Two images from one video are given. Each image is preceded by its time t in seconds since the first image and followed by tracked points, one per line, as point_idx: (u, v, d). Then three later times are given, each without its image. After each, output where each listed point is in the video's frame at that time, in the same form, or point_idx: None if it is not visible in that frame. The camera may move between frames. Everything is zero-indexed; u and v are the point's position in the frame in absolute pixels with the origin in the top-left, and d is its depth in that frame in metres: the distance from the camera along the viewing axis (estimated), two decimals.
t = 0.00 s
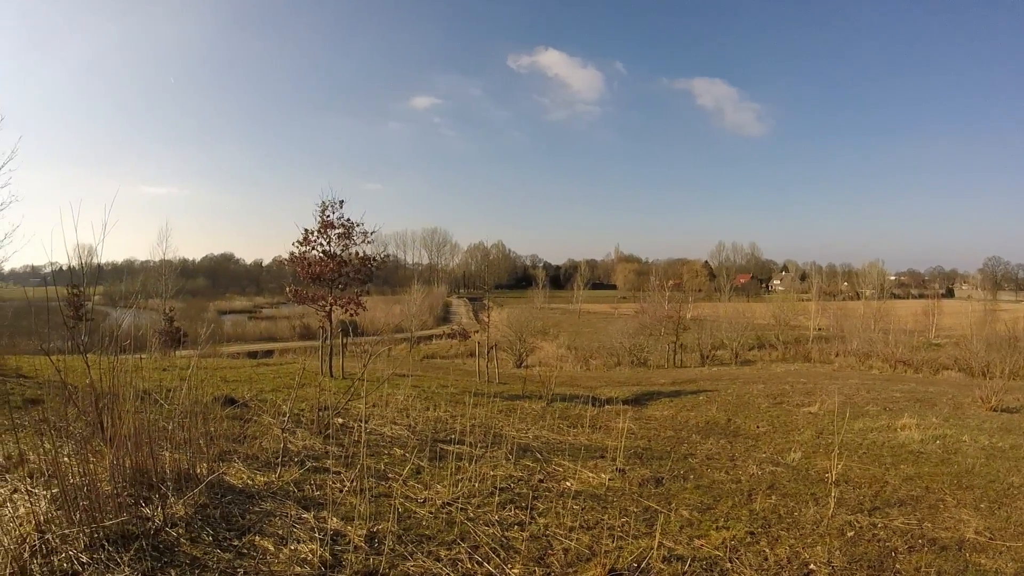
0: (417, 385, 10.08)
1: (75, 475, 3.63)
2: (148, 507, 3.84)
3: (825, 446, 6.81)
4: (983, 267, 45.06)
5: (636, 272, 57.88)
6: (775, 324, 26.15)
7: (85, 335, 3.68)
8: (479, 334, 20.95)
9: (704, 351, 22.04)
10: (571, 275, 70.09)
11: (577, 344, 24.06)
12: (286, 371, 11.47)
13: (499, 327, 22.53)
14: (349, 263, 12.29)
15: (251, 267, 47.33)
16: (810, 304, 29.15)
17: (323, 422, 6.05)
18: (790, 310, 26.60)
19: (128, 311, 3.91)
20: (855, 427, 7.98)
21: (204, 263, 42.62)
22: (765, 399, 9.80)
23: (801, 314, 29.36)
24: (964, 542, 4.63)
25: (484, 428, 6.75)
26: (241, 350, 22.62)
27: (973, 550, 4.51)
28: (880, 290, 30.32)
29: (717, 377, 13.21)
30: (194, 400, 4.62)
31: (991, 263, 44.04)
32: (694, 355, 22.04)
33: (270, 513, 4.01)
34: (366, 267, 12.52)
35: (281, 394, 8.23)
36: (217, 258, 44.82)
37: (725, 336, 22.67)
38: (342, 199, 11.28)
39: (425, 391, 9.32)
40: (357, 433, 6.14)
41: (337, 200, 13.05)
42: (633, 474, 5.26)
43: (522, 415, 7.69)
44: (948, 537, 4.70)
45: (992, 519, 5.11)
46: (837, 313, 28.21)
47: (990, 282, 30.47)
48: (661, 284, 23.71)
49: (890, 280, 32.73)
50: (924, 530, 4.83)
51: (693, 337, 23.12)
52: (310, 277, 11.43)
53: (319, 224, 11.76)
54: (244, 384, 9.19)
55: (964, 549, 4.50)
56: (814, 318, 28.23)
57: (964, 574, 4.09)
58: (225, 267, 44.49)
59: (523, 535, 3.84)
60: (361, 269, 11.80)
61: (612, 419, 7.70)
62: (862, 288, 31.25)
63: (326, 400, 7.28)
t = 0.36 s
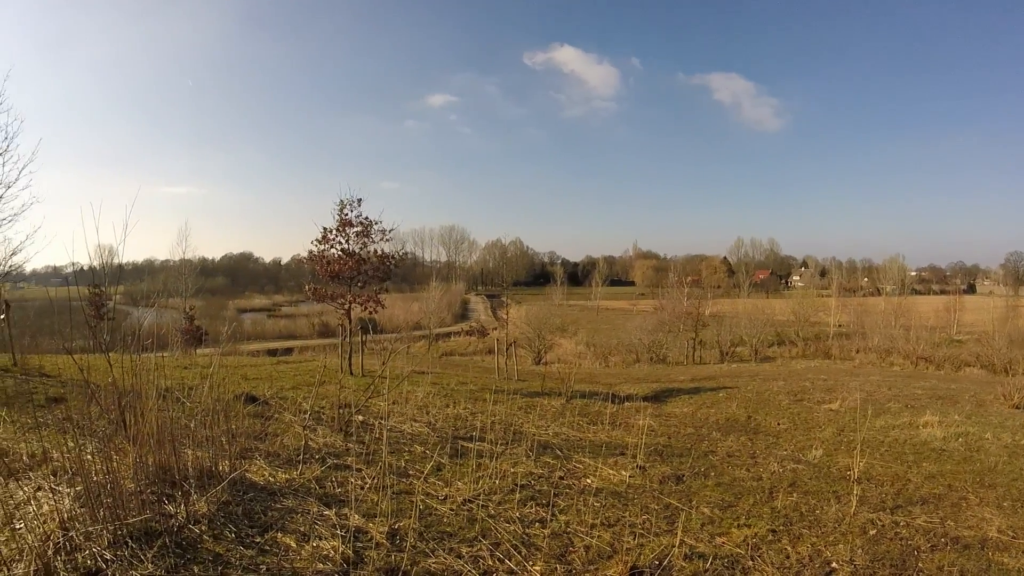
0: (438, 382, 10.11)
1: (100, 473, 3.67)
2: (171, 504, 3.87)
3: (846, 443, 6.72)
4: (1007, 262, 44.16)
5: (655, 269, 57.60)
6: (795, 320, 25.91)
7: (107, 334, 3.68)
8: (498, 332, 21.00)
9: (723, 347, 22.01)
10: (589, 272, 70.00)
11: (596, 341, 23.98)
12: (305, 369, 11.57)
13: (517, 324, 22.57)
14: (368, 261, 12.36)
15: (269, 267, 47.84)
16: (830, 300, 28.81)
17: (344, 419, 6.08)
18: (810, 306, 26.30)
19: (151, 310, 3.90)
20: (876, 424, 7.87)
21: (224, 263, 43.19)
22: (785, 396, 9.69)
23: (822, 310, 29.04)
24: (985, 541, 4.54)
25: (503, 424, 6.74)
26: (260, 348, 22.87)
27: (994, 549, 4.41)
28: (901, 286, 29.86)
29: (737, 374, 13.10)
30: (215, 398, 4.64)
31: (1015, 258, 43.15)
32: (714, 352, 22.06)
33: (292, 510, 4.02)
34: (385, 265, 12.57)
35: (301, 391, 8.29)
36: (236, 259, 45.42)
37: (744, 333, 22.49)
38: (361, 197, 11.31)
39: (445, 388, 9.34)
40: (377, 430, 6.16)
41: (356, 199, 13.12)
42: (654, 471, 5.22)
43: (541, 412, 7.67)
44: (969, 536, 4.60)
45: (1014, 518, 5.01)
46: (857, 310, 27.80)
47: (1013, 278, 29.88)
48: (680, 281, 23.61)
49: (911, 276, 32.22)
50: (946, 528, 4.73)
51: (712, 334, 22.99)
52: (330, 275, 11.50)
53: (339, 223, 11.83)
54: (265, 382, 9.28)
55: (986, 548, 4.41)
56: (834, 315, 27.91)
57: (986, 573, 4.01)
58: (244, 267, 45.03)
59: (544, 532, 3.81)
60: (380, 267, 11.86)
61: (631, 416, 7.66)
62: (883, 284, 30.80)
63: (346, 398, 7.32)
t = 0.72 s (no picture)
0: (454, 384, 10.11)
1: (117, 474, 3.69)
2: (187, 506, 3.88)
3: (864, 447, 6.63)
4: None
5: (672, 270, 57.24)
6: (813, 321, 25.69)
7: (125, 336, 3.69)
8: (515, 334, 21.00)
9: (739, 349, 21.90)
10: (604, 273, 69.67)
11: (612, 343, 23.89)
12: (322, 371, 11.62)
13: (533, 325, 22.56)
14: (384, 264, 12.41)
15: (286, 270, 48.31)
16: (848, 301, 28.53)
17: (361, 421, 6.10)
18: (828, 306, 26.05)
19: (167, 313, 3.93)
20: (893, 428, 7.76)
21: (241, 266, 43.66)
22: (801, 398, 9.60)
23: (839, 311, 28.76)
24: (1004, 546, 4.44)
25: (519, 427, 6.72)
26: (276, 350, 23.03)
27: (1013, 554, 4.32)
28: (918, 286, 29.49)
29: (754, 376, 12.98)
30: (232, 400, 4.66)
31: None
32: (731, 353, 21.99)
33: (308, 512, 4.02)
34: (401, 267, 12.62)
35: (318, 394, 8.32)
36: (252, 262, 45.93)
37: (761, 334, 22.35)
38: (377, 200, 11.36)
39: (461, 390, 9.35)
40: (393, 433, 6.16)
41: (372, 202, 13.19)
42: (670, 475, 5.17)
43: (557, 414, 7.65)
44: (987, 541, 4.52)
45: None
46: (875, 310, 27.45)
47: None
48: (696, 282, 23.50)
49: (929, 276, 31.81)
50: (964, 533, 4.64)
51: (729, 335, 22.89)
52: (346, 278, 11.55)
53: (355, 226, 11.89)
54: (281, 384, 9.33)
55: (1004, 553, 4.32)
56: (851, 316, 27.64)
57: None
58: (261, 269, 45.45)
59: (560, 536, 3.79)
60: (397, 269, 11.91)
61: (648, 419, 7.62)
62: (901, 284, 30.45)
63: (363, 400, 7.35)
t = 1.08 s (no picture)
0: (482, 390, 10.09)
1: (150, 471, 3.74)
2: (218, 504, 3.92)
3: (898, 461, 6.44)
4: None
5: (704, 277, 56.36)
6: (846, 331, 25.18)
7: (158, 336, 3.72)
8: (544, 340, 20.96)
9: (771, 358, 21.50)
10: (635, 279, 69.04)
11: (641, 350, 23.68)
12: (351, 374, 11.73)
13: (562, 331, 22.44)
14: (415, 268, 12.51)
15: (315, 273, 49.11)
16: (881, 310, 27.89)
17: (391, 424, 6.12)
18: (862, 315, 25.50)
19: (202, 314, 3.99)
20: (928, 441, 7.53)
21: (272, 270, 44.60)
22: (834, 410, 9.38)
23: (871, 320, 28.15)
24: None
25: (549, 434, 6.68)
26: (305, 352, 23.34)
27: None
28: (953, 295, 28.69)
29: (785, 386, 12.76)
30: (264, 401, 4.70)
31: None
32: (762, 363, 21.68)
33: (337, 514, 4.03)
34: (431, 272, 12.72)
35: (348, 397, 8.39)
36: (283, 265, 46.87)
37: (794, 343, 22.00)
38: (408, 206, 11.51)
39: (489, 396, 9.33)
40: (423, 437, 6.18)
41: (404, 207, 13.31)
42: (701, 486, 5.08)
43: (587, 422, 7.59)
44: None
45: None
46: (910, 320, 26.70)
47: None
48: (727, 289, 23.27)
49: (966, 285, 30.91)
50: (1000, 552, 4.46)
51: (760, 343, 22.58)
52: (377, 282, 11.70)
53: (387, 230, 12.03)
54: (310, 386, 9.44)
55: None
56: (885, 325, 27.02)
57: None
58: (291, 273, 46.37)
59: (589, 545, 3.74)
60: (427, 274, 12.00)
61: (678, 428, 7.52)
62: (935, 292, 29.65)
63: (392, 404, 7.39)
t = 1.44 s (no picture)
0: (521, 399, 10.06)
1: (191, 471, 3.81)
2: (256, 506, 3.96)
3: (944, 478, 6.21)
4: None
5: (743, 287, 55.25)
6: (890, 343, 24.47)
7: (200, 339, 3.79)
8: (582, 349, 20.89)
9: (813, 370, 20.98)
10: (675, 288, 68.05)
11: (681, 360, 23.41)
12: (390, 380, 11.87)
13: (600, 340, 22.27)
14: (455, 277, 12.62)
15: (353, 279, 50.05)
16: (926, 321, 27.05)
17: (429, 431, 6.14)
18: (907, 327, 24.75)
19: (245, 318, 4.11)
20: (974, 457, 7.25)
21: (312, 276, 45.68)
22: (878, 424, 9.11)
23: (916, 332, 27.33)
24: None
25: (588, 444, 6.62)
26: (343, 358, 23.76)
27: None
28: (1001, 305, 27.60)
29: (827, 399, 12.43)
30: (303, 406, 4.76)
31: None
32: (803, 375, 21.21)
33: (374, 520, 4.03)
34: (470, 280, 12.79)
35: (387, 403, 8.46)
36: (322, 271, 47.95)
37: (836, 354, 21.51)
38: (447, 214, 11.68)
39: (528, 405, 9.30)
40: (460, 445, 6.18)
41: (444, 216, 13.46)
42: (741, 500, 4.96)
43: (626, 433, 7.51)
44: None
45: None
46: (956, 331, 25.76)
47: None
48: (768, 300, 22.94)
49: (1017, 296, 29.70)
50: None
51: (802, 355, 22.15)
52: (417, 289, 11.86)
53: (427, 239, 12.19)
54: (350, 391, 9.58)
55: None
56: (931, 337, 26.15)
57: None
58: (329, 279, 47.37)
59: (628, 558, 3.67)
60: (467, 282, 12.10)
61: (718, 441, 7.39)
62: (983, 303, 28.59)
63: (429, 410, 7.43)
